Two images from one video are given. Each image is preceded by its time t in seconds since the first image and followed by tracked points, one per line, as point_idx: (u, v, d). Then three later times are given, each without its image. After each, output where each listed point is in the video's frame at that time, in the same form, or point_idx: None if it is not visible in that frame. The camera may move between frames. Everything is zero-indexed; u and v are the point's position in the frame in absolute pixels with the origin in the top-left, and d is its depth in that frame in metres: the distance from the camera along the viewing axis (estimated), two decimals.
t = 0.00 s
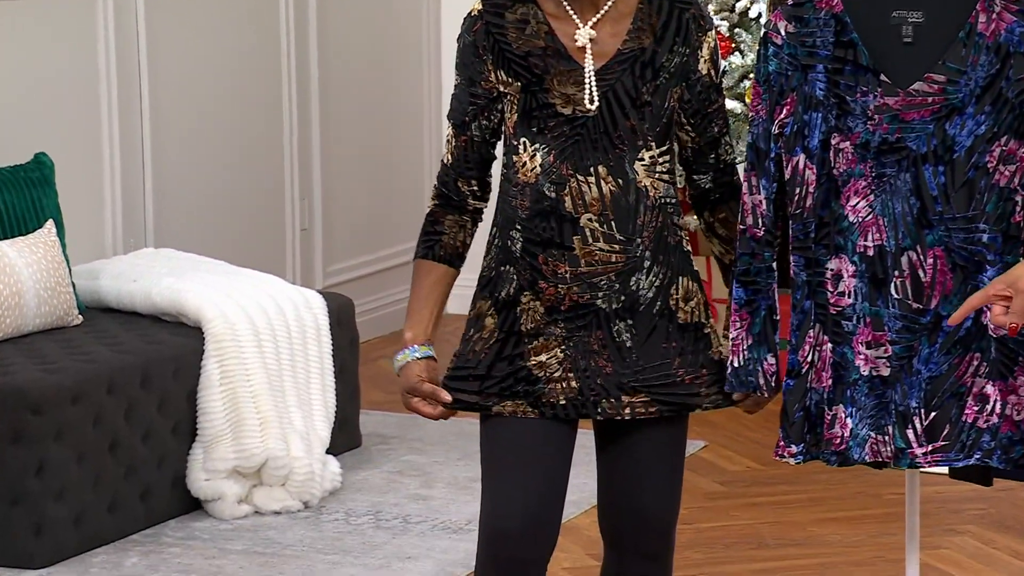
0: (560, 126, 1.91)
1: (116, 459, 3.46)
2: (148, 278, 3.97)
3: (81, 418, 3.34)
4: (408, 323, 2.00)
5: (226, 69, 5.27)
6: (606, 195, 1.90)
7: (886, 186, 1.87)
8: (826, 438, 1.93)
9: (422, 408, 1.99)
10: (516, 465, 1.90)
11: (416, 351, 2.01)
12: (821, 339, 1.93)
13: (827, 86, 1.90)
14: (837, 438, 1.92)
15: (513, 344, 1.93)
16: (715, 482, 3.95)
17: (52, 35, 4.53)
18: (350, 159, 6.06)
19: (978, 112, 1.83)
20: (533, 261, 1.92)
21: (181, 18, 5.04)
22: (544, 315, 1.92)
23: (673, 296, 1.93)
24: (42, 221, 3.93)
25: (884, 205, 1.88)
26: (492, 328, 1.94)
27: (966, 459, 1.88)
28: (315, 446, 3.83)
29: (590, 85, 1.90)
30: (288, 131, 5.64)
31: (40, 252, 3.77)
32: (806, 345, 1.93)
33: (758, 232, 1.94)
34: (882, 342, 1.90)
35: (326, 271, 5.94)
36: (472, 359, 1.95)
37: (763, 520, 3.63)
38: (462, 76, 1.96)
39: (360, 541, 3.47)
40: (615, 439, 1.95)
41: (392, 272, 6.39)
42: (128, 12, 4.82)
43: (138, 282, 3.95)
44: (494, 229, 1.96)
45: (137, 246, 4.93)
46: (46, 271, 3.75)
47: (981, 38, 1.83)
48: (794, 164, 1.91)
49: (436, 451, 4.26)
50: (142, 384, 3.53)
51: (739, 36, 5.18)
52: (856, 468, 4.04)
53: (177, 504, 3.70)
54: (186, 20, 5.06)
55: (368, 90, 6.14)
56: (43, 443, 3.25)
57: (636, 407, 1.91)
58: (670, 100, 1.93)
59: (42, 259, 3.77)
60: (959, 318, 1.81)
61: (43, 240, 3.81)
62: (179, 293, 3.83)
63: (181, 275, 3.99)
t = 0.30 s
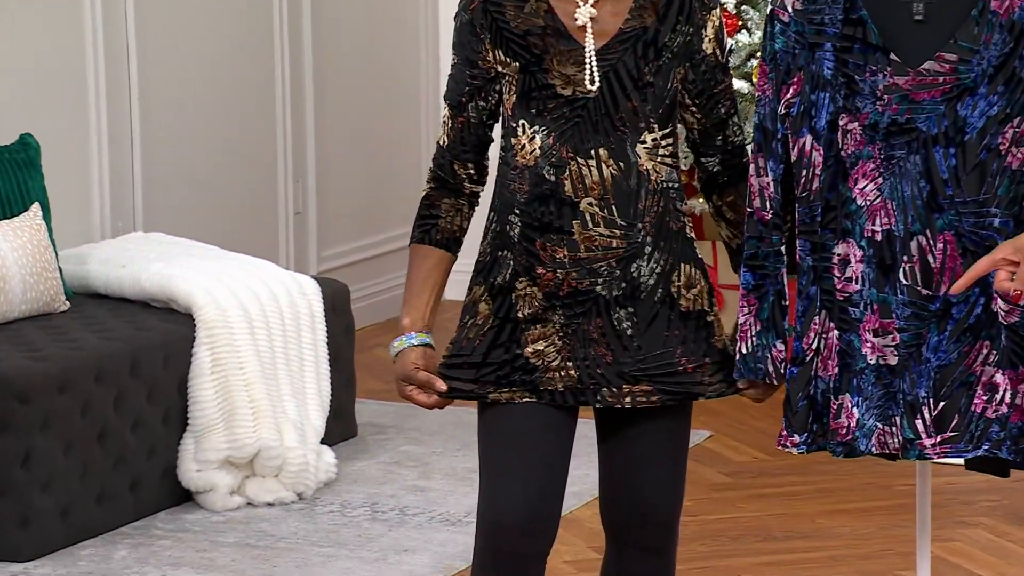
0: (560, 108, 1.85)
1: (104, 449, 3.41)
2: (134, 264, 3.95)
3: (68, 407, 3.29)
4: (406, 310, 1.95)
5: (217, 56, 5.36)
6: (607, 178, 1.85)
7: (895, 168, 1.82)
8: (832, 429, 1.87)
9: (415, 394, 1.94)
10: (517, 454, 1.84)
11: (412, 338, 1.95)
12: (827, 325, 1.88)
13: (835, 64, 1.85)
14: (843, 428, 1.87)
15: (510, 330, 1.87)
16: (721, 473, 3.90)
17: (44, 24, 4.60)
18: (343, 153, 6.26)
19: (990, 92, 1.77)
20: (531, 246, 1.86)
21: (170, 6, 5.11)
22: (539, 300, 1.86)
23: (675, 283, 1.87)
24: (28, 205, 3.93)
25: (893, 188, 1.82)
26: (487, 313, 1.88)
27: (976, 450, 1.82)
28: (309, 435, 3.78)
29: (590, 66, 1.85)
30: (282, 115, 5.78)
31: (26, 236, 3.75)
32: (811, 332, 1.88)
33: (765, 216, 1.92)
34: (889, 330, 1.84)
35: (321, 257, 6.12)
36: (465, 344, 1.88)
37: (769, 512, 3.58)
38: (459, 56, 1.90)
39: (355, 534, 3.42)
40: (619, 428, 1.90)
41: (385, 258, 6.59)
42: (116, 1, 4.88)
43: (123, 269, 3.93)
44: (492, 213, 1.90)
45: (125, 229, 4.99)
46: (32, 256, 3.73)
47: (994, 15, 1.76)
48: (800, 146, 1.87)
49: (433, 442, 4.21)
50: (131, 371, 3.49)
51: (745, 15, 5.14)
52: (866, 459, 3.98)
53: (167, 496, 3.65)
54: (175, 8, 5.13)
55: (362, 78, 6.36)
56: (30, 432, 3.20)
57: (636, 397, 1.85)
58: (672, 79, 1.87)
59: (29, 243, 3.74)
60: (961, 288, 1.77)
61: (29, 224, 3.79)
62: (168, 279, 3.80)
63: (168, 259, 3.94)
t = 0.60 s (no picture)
0: (560, 87, 1.76)
1: (84, 444, 3.32)
2: (114, 249, 3.86)
3: (47, 400, 3.20)
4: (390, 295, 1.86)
5: (201, 35, 5.32)
6: (609, 161, 1.75)
7: (904, 149, 1.74)
8: (828, 421, 1.79)
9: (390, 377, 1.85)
10: (523, 447, 1.75)
11: (393, 323, 1.85)
12: (827, 313, 1.80)
13: (844, 39, 1.76)
14: (840, 420, 1.79)
15: (508, 320, 1.79)
16: (732, 469, 3.82)
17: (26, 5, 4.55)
18: (333, 140, 6.24)
19: (1006, 72, 1.68)
20: (530, 233, 1.77)
21: None
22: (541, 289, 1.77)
23: (685, 271, 1.78)
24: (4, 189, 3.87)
25: (901, 170, 1.74)
26: (481, 302, 1.80)
27: (979, 447, 1.74)
28: (299, 429, 3.69)
29: (593, 44, 1.75)
30: (269, 94, 5.76)
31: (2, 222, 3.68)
32: (810, 319, 1.80)
33: (768, 195, 1.82)
34: (892, 318, 1.76)
35: (311, 243, 6.11)
36: (456, 332, 1.80)
37: (784, 509, 3.49)
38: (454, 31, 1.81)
39: (348, 532, 3.33)
40: (621, 421, 1.81)
41: (375, 245, 6.57)
42: None
43: (104, 254, 3.84)
44: (490, 197, 1.81)
45: (106, 214, 4.95)
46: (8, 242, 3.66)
47: None
48: (805, 123, 1.79)
49: (429, 436, 4.12)
50: (113, 361, 3.41)
51: None
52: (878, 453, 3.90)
53: (150, 492, 3.56)
54: None
55: (354, 58, 6.32)
56: (7, 425, 3.10)
57: (647, 381, 1.76)
58: (678, 57, 1.77)
59: (5, 228, 3.68)
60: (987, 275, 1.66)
61: (6, 208, 3.73)
62: (151, 266, 3.72)
63: (152, 246, 3.85)
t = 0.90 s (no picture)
0: (563, 65, 1.64)
1: (59, 441, 3.22)
2: (91, 235, 3.72)
3: (21, 395, 3.10)
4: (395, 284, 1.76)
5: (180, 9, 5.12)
6: (617, 142, 1.64)
7: (921, 129, 1.60)
8: (837, 415, 1.68)
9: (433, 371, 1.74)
10: (520, 446, 1.65)
11: (415, 309, 1.75)
12: (837, 301, 1.68)
13: (860, 12, 1.63)
14: (850, 414, 1.67)
15: (521, 310, 1.68)
16: (746, 468, 3.73)
17: None
18: (323, 125, 6.09)
19: None
20: (538, 219, 1.66)
21: None
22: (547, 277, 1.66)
23: (688, 256, 1.67)
24: None
25: (917, 150, 1.61)
26: (496, 293, 1.69)
27: (994, 443, 1.64)
28: (286, 425, 3.59)
29: (596, 19, 1.63)
30: (255, 72, 5.60)
31: None
32: (819, 307, 1.67)
33: (772, 176, 1.71)
34: (906, 307, 1.64)
35: (299, 229, 5.96)
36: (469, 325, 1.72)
37: (799, 510, 3.39)
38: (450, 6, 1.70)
39: (339, 534, 3.23)
40: (629, 417, 1.70)
41: (368, 230, 6.42)
42: None
43: (80, 241, 3.70)
44: (491, 181, 1.70)
45: (82, 195, 4.76)
46: None
47: None
48: (817, 100, 1.66)
49: (423, 433, 4.02)
50: (89, 354, 3.31)
51: None
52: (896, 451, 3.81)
53: (129, 492, 3.46)
54: None
55: (343, 36, 6.14)
56: None
57: (644, 385, 1.67)
58: (688, 33, 1.66)
59: None
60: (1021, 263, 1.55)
61: None
62: (130, 253, 3.59)
63: (131, 232, 3.72)
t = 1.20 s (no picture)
0: (570, 39, 1.54)
1: (30, 439, 2.99)
2: (64, 220, 3.48)
3: None
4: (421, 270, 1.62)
5: None
6: (628, 121, 1.54)
7: (950, 108, 1.49)
8: (863, 411, 1.57)
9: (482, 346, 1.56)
10: (519, 442, 1.55)
11: (454, 292, 1.61)
12: (862, 290, 1.56)
13: None
14: (877, 410, 1.56)
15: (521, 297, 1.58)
16: (757, 468, 3.56)
17: None
18: (312, 106, 5.61)
19: None
20: (543, 203, 1.55)
21: None
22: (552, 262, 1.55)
23: (702, 242, 1.57)
24: None
25: (946, 131, 1.50)
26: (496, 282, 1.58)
27: None
28: (272, 423, 3.39)
29: None
30: (239, 47, 5.09)
31: None
32: (843, 297, 1.56)
33: (789, 159, 1.56)
34: (936, 296, 1.53)
35: (285, 216, 5.46)
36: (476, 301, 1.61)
37: (823, 513, 3.24)
38: None
39: (329, 539, 3.05)
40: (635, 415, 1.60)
41: (361, 217, 5.99)
42: None
43: (54, 227, 3.47)
44: (490, 164, 1.59)
45: (53, 178, 4.25)
46: None
47: None
48: (839, 79, 1.53)
49: (418, 431, 3.88)
50: (63, 348, 3.08)
51: None
52: (920, 450, 3.69)
53: (105, 493, 3.23)
54: None
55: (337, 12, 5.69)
56: None
57: (652, 376, 1.57)
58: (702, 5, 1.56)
59: None
60: None
61: None
62: (106, 239, 3.35)
63: (106, 216, 3.49)
